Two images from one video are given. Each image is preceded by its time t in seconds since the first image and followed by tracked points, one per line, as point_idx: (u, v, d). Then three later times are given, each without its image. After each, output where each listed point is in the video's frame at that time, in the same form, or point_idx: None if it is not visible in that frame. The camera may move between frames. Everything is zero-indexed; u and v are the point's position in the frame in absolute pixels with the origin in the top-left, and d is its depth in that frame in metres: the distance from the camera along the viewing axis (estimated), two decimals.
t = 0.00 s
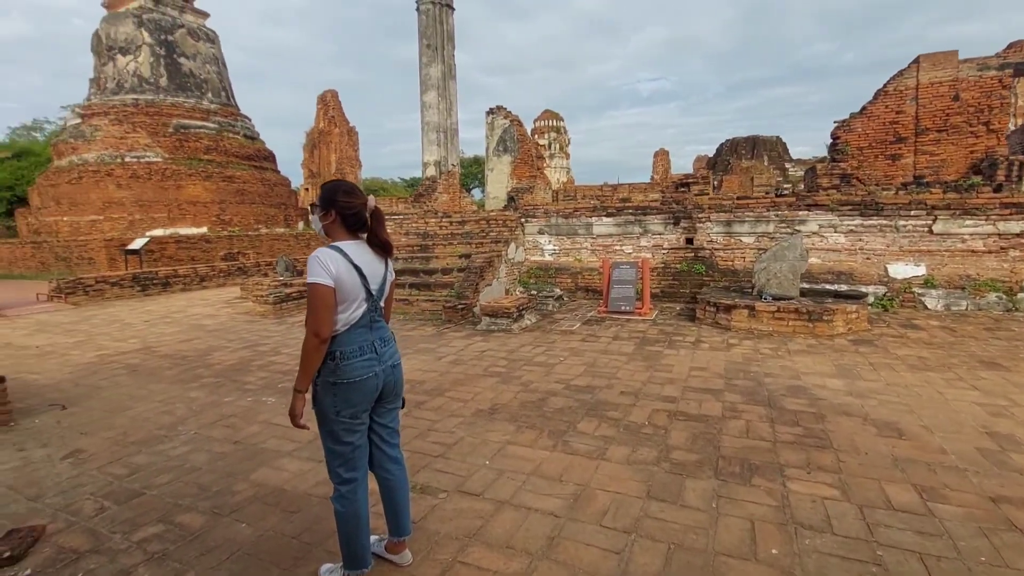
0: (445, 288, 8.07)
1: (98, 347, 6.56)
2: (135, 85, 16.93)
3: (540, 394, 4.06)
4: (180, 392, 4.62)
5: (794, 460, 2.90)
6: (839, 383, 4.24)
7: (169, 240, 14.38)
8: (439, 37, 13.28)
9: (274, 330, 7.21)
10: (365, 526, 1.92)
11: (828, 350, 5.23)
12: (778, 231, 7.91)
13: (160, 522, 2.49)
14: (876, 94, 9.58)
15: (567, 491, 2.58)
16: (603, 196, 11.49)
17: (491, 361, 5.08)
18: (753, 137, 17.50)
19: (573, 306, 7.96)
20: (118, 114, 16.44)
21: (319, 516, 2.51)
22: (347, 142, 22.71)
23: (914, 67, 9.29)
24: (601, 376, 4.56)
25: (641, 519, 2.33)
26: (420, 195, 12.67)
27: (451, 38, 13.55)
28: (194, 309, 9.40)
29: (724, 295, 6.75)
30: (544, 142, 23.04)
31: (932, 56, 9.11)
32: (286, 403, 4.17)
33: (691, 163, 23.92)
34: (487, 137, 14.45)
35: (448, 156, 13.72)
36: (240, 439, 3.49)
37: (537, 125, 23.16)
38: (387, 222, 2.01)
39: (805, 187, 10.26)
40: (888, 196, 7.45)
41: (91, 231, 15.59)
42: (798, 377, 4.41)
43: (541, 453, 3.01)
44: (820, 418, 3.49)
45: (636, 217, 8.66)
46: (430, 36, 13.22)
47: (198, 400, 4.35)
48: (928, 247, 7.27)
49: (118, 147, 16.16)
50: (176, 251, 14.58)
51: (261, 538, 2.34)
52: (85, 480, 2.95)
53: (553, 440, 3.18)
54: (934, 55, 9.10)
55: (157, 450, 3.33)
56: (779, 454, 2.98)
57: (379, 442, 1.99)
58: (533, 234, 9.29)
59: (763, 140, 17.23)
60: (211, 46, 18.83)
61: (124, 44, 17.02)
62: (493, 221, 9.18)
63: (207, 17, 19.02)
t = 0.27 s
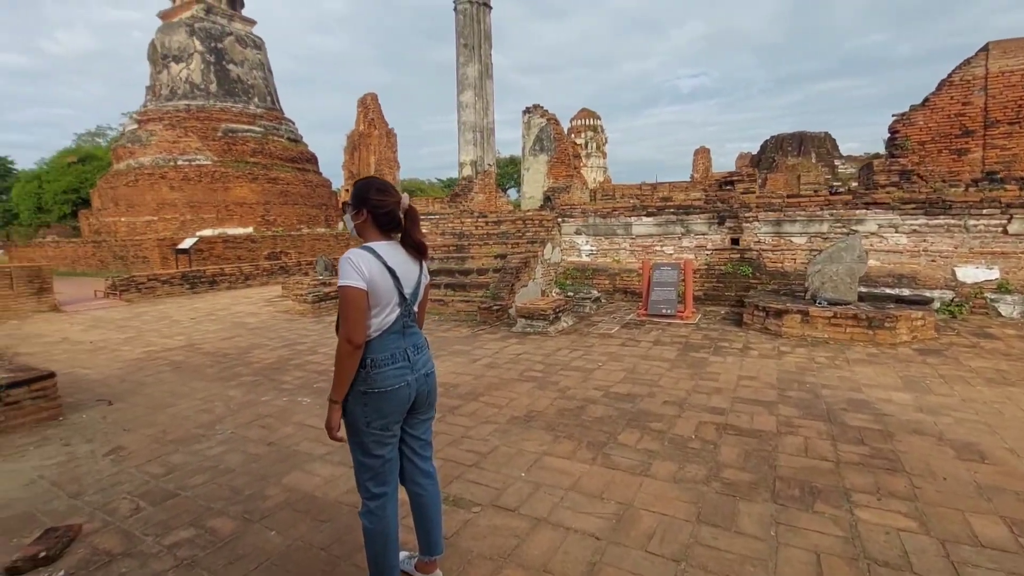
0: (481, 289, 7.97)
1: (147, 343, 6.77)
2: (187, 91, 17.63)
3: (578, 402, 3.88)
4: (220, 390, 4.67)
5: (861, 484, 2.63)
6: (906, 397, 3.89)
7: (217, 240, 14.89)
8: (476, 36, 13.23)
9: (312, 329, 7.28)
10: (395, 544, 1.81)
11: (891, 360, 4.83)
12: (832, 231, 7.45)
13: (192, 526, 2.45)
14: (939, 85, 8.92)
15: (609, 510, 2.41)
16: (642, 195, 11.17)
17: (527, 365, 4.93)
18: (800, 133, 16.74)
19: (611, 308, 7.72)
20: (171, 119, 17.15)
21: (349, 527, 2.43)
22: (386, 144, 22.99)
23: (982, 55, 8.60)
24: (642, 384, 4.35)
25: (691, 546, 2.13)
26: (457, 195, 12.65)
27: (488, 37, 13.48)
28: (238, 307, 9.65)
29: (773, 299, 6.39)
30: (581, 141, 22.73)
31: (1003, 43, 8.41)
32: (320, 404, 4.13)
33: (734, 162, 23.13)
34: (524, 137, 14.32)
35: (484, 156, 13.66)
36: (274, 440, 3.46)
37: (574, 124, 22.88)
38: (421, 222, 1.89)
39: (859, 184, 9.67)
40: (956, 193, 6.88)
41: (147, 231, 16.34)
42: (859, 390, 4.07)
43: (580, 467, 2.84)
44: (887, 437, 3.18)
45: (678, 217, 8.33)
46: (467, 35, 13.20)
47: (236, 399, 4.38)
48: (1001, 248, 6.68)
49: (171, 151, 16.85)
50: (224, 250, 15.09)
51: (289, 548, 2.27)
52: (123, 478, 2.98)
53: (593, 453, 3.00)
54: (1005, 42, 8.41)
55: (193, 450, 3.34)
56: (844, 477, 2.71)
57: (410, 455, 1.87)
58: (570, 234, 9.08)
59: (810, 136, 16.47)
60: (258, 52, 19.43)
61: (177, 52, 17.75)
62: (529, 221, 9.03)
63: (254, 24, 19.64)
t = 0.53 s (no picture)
0: (531, 291, 7.82)
1: (211, 338, 7.07)
2: (255, 98, 18.57)
3: (633, 414, 3.66)
4: (274, 386, 4.76)
5: (965, 526, 2.28)
6: (1012, 423, 3.41)
7: (281, 240, 15.57)
8: (529, 35, 13.12)
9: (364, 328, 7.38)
10: (432, 566, 1.69)
11: (990, 379, 4.29)
12: (917, 232, 6.79)
13: (238, 527, 2.45)
14: None
15: (668, 539, 2.20)
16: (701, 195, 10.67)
17: (578, 372, 4.74)
18: (874, 127, 15.55)
19: (667, 313, 7.37)
20: (240, 125, 18.10)
21: (391, 538, 2.34)
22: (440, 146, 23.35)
23: None
24: (703, 397, 4.05)
25: None
26: (508, 196, 12.58)
27: (541, 35, 13.33)
28: (296, 305, 9.97)
29: (849, 306, 5.88)
30: (635, 140, 22.17)
31: None
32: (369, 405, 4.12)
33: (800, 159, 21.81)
34: (577, 136, 14.07)
35: (536, 156, 13.52)
36: (322, 441, 3.45)
37: (628, 123, 22.34)
38: (466, 226, 1.75)
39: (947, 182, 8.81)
40: None
41: (217, 231, 17.32)
42: (954, 413, 3.61)
43: (636, 488, 2.63)
44: (993, 470, 2.77)
45: (741, 217, 7.87)
46: (520, 34, 13.11)
47: (289, 396, 4.44)
48: None
49: (240, 155, 17.80)
50: (286, 250, 15.75)
51: (331, 558, 2.21)
52: (179, 473, 3.04)
53: (649, 473, 2.78)
54: None
55: (246, 447, 3.37)
56: (943, 516, 2.36)
57: (451, 472, 1.75)
58: (624, 235, 8.78)
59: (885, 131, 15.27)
60: (320, 60, 20.19)
61: (247, 62, 18.73)
62: (581, 222, 8.79)
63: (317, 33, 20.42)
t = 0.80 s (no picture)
0: (579, 292, 7.62)
1: (266, 333, 7.30)
2: (313, 102, 19.26)
3: (688, 428, 3.42)
4: (323, 382, 4.82)
5: None
6: None
7: (335, 238, 16.04)
8: (581, 31, 12.89)
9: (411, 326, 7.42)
10: None
11: None
12: (1011, 235, 6.10)
13: (280, 528, 2.43)
14: None
15: (729, 572, 2.00)
16: (761, 194, 10.12)
17: (628, 379, 4.52)
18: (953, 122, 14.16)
19: (723, 318, 7.00)
20: (299, 127, 18.80)
21: (431, 550, 2.25)
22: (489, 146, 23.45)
23: None
24: (765, 412, 3.76)
25: None
26: (556, 195, 12.40)
27: (593, 31, 13.06)
28: (347, 302, 10.19)
29: (930, 316, 5.37)
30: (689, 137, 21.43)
31: None
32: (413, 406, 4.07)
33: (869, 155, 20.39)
34: (628, 134, 13.71)
35: (586, 154, 13.26)
36: (366, 441, 3.41)
37: (682, 120, 21.61)
38: (506, 225, 1.61)
39: None
40: None
41: (277, 229, 18.06)
42: None
43: (692, 511, 2.43)
44: None
45: (807, 217, 7.37)
46: (572, 31, 12.92)
47: (336, 393, 4.46)
48: None
49: (299, 157, 18.50)
50: (340, 247, 16.21)
51: (369, 567, 2.14)
52: (229, 468, 3.08)
53: (707, 496, 2.57)
54: None
55: (292, 443, 3.39)
56: None
57: (489, 491, 1.63)
58: (677, 236, 8.43)
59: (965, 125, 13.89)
60: (375, 63, 20.70)
61: (307, 67, 19.46)
62: (632, 221, 8.51)
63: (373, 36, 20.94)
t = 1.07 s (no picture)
0: (615, 294, 7.39)
1: (302, 330, 7.38)
2: (352, 103, 19.58)
3: (735, 443, 3.20)
4: (355, 382, 4.78)
5: None
6: None
7: (371, 237, 16.23)
8: (620, 26, 12.60)
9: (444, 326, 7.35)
10: None
11: None
12: None
13: (307, 535, 2.36)
14: None
15: None
16: (810, 194, 9.61)
17: (669, 386, 4.30)
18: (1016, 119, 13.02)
19: (769, 324, 6.64)
20: (338, 128, 19.14)
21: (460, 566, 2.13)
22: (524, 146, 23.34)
23: None
24: (820, 428, 3.48)
25: None
26: (592, 194, 12.16)
27: (633, 26, 12.74)
28: (381, 300, 10.24)
29: (1001, 325, 4.93)
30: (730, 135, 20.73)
31: None
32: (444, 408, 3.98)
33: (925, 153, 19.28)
34: (668, 131, 13.32)
35: (623, 153, 12.96)
36: (396, 445, 3.33)
37: (722, 117, 20.93)
38: (505, 221, 1.40)
39: None
40: None
41: (316, 228, 18.44)
42: None
43: (743, 538, 2.24)
44: None
45: (862, 217, 6.93)
46: (610, 26, 12.65)
47: (368, 393, 4.41)
48: None
49: (338, 157, 18.83)
50: (376, 246, 16.39)
51: None
52: (259, 468, 3.05)
53: (760, 521, 2.36)
54: None
55: (323, 444, 3.34)
56: None
57: (519, 516, 1.50)
58: (719, 236, 8.08)
59: None
60: (413, 63, 20.87)
61: (346, 69, 19.80)
62: (672, 222, 8.20)
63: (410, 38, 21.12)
